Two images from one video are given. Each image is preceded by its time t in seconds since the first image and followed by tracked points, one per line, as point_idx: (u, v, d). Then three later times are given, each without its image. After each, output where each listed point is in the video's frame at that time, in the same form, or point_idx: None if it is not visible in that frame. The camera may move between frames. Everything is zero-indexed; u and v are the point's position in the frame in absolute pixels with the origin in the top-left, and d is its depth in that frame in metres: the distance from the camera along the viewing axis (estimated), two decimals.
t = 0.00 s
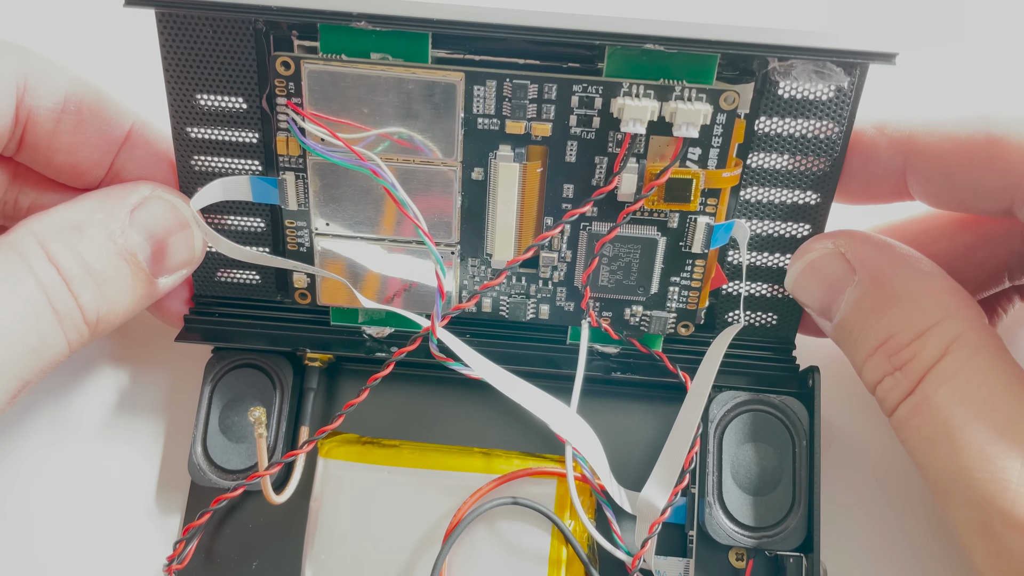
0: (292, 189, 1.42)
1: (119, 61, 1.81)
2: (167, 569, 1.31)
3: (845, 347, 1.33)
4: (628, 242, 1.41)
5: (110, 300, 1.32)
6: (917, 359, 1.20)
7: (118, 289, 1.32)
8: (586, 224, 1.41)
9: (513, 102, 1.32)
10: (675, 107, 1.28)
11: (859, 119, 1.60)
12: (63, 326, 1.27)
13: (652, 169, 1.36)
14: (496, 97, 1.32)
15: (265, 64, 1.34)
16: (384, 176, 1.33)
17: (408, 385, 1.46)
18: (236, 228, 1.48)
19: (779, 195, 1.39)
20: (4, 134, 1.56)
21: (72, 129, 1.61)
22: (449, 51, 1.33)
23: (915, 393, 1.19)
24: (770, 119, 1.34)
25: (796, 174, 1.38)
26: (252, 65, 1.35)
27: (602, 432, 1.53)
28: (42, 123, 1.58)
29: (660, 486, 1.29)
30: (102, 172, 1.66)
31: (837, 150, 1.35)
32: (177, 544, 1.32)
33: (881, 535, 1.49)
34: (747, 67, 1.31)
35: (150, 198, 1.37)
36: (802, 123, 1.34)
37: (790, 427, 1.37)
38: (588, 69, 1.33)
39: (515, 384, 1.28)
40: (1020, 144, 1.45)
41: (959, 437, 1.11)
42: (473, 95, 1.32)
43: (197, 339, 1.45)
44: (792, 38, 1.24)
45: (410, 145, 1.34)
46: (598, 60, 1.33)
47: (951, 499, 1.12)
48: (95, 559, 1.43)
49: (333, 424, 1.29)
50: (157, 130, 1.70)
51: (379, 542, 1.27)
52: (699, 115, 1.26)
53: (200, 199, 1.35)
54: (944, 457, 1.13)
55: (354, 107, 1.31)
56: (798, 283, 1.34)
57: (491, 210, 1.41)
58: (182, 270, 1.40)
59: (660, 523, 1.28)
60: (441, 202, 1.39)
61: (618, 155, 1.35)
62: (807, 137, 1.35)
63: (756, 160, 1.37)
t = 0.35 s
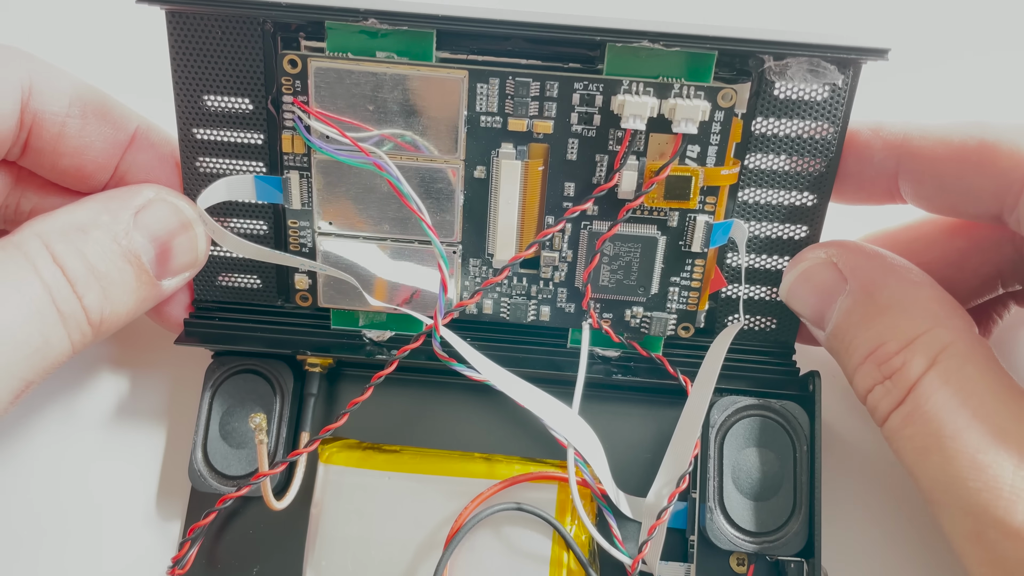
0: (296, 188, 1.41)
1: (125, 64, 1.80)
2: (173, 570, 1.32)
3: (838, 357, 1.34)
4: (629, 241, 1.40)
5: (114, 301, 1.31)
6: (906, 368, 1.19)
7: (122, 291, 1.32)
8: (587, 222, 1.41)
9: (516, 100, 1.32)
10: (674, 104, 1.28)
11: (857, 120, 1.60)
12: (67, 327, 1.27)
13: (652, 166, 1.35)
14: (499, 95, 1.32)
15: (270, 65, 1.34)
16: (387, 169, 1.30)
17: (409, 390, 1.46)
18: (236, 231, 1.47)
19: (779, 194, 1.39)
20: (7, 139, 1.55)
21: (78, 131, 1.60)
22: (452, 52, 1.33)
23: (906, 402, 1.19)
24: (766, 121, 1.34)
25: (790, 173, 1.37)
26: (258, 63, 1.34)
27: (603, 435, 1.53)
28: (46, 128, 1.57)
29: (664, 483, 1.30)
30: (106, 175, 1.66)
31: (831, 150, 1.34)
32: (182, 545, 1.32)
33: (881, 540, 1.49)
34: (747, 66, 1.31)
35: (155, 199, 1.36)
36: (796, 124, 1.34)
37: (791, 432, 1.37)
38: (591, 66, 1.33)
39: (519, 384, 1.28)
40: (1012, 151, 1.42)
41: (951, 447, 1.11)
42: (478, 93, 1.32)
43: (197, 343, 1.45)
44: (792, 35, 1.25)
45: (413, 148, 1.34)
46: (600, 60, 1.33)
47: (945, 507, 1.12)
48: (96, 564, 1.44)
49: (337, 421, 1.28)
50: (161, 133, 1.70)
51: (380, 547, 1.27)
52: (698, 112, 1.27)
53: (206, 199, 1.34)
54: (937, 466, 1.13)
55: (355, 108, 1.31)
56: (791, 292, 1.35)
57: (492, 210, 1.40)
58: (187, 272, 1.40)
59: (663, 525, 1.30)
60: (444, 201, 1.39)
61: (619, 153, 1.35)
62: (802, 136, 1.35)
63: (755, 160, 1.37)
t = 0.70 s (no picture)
0: (297, 188, 1.41)
1: (125, 66, 1.80)
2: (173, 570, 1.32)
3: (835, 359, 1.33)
4: (628, 242, 1.40)
5: (114, 302, 1.31)
6: (901, 369, 1.19)
7: (122, 291, 1.32)
8: (587, 223, 1.41)
9: (516, 100, 1.32)
10: (673, 104, 1.28)
11: (854, 122, 1.61)
12: (66, 328, 1.27)
13: (652, 166, 1.35)
14: (499, 95, 1.32)
15: (271, 64, 1.34)
16: (389, 168, 1.31)
17: (409, 391, 1.46)
18: (236, 232, 1.47)
19: (779, 195, 1.39)
20: (7, 140, 1.55)
21: (78, 132, 1.60)
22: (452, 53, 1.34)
23: (902, 403, 1.18)
24: (766, 121, 1.34)
25: (790, 174, 1.37)
26: (258, 63, 1.34)
27: (601, 436, 1.53)
28: (46, 129, 1.57)
29: (661, 487, 1.30)
30: (107, 176, 1.66)
31: (829, 152, 1.34)
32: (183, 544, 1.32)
33: (880, 541, 1.50)
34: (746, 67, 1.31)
35: (154, 200, 1.36)
36: (795, 124, 1.34)
37: (790, 434, 1.37)
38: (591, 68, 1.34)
39: (519, 386, 1.28)
40: (1008, 152, 1.41)
41: (946, 448, 1.11)
42: (478, 93, 1.32)
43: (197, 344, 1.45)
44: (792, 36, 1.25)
45: (414, 150, 1.34)
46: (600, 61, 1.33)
47: (942, 509, 1.12)
48: (96, 564, 1.44)
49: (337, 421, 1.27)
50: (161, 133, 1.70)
51: (380, 547, 1.27)
52: (697, 112, 1.27)
53: (208, 198, 1.34)
54: (932, 468, 1.13)
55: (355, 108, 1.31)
56: (789, 293, 1.36)
57: (493, 210, 1.40)
58: (187, 272, 1.40)
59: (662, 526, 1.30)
60: (444, 202, 1.39)
61: (619, 153, 1.35)
62: (801, 137, 1.35)
63: (755, 161, 1.37)
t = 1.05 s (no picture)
0: (296, 190, 1.42)
1: (124, 68, 1.80)
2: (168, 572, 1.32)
3: (847, 354, 1.33)
4: (626, 246, 1.41)
5: (113, 303, 1.32)
6: (924, 360, 1.19)
7: (121, 293, 1.32)
8: (586, 227, 1.42)
9: (515, 104, 1.33)
10: (673, 110, 1.28)
11: (855, 126, 1.61)
12: (66, 330, 1.27)
13: (652, 171, 1.36)
14: (498, 99, 1.33)
15: (272, 67, 1.35)
16: (387, 173, 1.31)
17: (409, 393, 1.46)
18: (235, 233, 1.47)
19: (778, 200, 1.39)
20: (7, 141, 1.56)
21: (78, 133, 1.61)
22: (452, 57, 1.34)
23: (925, 393, 1.18)
24: (767, 125, 1.34)
25: (791, 180, 1.38)
26: (260, 66, 1.35)
27: (599, 439, 1.53)
28: (45, 129, 1.57)
29: (661, 490, 1.30)
30: (106, 177, 1.66)
31: (831, 156, 1.35)
32: (179, 546, 1.33)
33: (880, 545, 1.49)
34: (746, 72, 1.32)
35: (154, 202, 1.37)
36: (797, 129, 1.34)
37: (789, 437, 1.38)
38: (590, 73, 1.34)
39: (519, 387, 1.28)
40: (1015, 149, 1.43)
41: (972, 437, 1.12)
42: (477, 97, 1.32)
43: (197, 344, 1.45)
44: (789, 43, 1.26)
45: (414, 152, 1.35)
46: (599, 65, 1.34)
47: (967, 500, 1.13)
48: (94, 565, 1.43)
49: (336, 425, 1.27)
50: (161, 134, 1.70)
51: (379, 548, 1.27)
52: (698, 117, 1.27)
53: (206, 202, 1.34)
54: (958, 458, 1.14)
55: (354, 110, 1.32)
56: (800, 292, 1.36)
57: (491, 214, 1.41)
58: (186, 273, 1.40)
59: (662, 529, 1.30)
60: (443, 205, 1.39)
61: (618, 157, 1.35)
62: (802, 142, 1.35)
63: (753, 166, 1.37)
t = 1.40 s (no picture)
0: (300, 196, 1.42)
1: (126, 74, 1.81)
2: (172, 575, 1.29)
3: (866, 346, 1.31)
4: (632, 250, 1.40)
5: (115, 308, 1.32)
6: (946, 344, 1.16)
7: (123, 298, 1.32)
8: (591, 232, 1.41)
9: (521, 109, 1.32)
10: (680, 115, 1.28)
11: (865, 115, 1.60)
12: (67, 334, 1.27)
13: (657, 176, 1.36)
14: (503, 104, 1.33)
15: (275, 73, 1.35)
16: (391, 178, 1.31)
17: (412, 397, 1.46)
18: (239, 239, 1.48)
19: (787, 204, 1.39)
20: (9, 146, 1.57)
21: (80, 138, 1.62)
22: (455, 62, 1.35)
23: (948, 377, 1.16)
24: (773, 129, 1.34)
25: (796, 184, 1.38)
26: (265, 71, 1.35)
27: (602, 445, 1.52)
28: (48, 135, 1.58)
29: (666, 494, 1.29)
30: (109, 182, 1.67)
31: (838, 161, 1.35)
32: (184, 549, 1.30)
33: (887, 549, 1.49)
34: (751, 77, 1.32)
35: (157, 208, 1.37)
36: (804, 133, 1.34)
37: (795, 442, 1.36)
38: (594, 77, 1.34)
39: (522, 394, 1.27)
40: None
41: (1001, 415, 1.10)
42: (483, 101, 1.33)
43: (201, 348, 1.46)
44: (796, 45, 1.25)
45: (418, 156, 1.35)
46: (603, 69, 1.34)
47: (999, 480, 1.10)
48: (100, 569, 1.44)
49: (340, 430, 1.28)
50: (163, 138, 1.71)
51: (384, 554, 1.26)
52: (704, 121, 1.27)
53: (211, 206, 1.35)
54: (987, 439, 1.11)
55: (358, 114, 1.32)
56: (812, 288, 1.36)
57: (498, 218, 1.41)
58: (188, 279, 1.41)
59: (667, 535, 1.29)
60: (447, 210, 1.39)
61: (624, 162, 1.35)
62: (812, 146, 1.35)
63: (761, 170, 1.37)
